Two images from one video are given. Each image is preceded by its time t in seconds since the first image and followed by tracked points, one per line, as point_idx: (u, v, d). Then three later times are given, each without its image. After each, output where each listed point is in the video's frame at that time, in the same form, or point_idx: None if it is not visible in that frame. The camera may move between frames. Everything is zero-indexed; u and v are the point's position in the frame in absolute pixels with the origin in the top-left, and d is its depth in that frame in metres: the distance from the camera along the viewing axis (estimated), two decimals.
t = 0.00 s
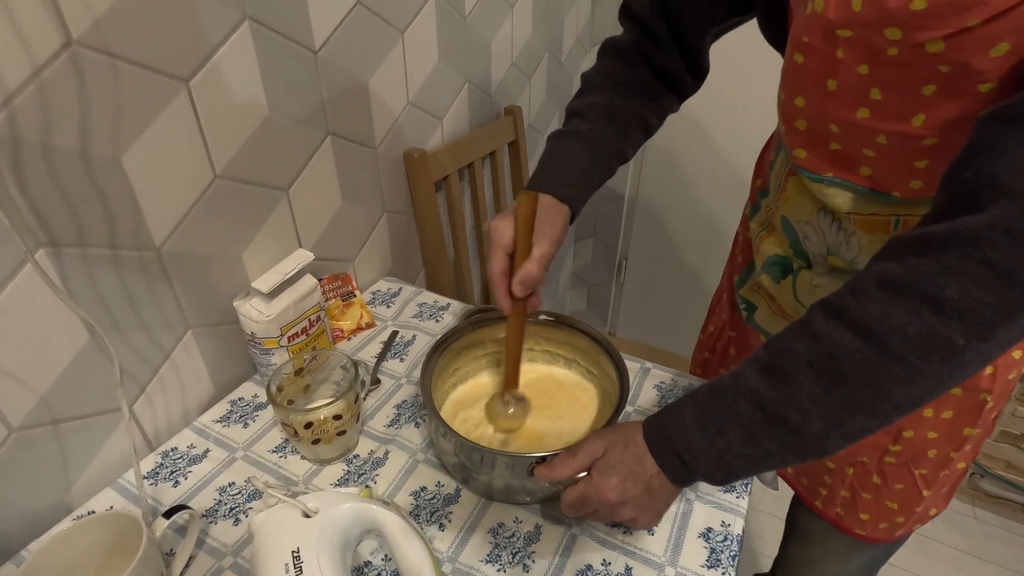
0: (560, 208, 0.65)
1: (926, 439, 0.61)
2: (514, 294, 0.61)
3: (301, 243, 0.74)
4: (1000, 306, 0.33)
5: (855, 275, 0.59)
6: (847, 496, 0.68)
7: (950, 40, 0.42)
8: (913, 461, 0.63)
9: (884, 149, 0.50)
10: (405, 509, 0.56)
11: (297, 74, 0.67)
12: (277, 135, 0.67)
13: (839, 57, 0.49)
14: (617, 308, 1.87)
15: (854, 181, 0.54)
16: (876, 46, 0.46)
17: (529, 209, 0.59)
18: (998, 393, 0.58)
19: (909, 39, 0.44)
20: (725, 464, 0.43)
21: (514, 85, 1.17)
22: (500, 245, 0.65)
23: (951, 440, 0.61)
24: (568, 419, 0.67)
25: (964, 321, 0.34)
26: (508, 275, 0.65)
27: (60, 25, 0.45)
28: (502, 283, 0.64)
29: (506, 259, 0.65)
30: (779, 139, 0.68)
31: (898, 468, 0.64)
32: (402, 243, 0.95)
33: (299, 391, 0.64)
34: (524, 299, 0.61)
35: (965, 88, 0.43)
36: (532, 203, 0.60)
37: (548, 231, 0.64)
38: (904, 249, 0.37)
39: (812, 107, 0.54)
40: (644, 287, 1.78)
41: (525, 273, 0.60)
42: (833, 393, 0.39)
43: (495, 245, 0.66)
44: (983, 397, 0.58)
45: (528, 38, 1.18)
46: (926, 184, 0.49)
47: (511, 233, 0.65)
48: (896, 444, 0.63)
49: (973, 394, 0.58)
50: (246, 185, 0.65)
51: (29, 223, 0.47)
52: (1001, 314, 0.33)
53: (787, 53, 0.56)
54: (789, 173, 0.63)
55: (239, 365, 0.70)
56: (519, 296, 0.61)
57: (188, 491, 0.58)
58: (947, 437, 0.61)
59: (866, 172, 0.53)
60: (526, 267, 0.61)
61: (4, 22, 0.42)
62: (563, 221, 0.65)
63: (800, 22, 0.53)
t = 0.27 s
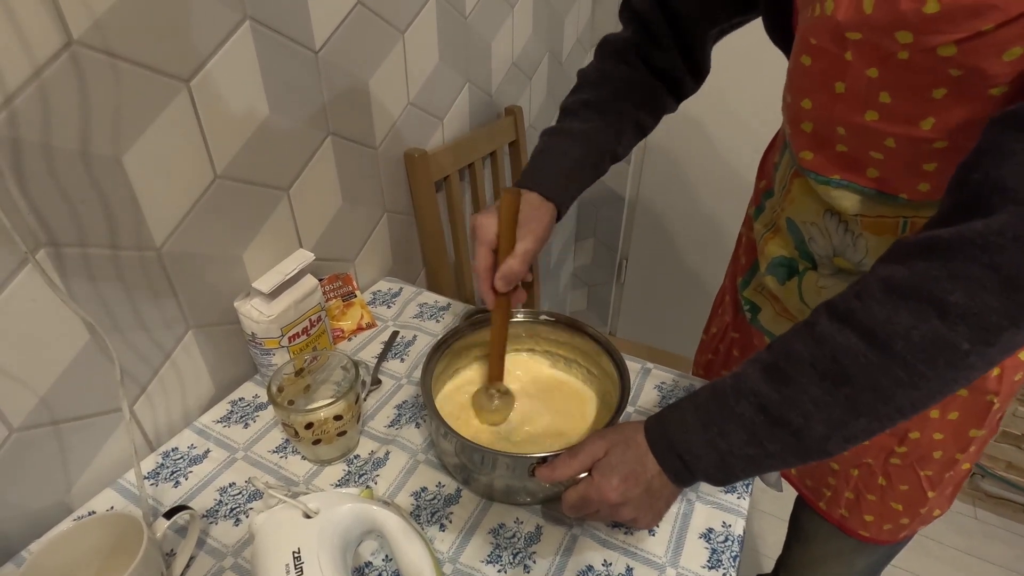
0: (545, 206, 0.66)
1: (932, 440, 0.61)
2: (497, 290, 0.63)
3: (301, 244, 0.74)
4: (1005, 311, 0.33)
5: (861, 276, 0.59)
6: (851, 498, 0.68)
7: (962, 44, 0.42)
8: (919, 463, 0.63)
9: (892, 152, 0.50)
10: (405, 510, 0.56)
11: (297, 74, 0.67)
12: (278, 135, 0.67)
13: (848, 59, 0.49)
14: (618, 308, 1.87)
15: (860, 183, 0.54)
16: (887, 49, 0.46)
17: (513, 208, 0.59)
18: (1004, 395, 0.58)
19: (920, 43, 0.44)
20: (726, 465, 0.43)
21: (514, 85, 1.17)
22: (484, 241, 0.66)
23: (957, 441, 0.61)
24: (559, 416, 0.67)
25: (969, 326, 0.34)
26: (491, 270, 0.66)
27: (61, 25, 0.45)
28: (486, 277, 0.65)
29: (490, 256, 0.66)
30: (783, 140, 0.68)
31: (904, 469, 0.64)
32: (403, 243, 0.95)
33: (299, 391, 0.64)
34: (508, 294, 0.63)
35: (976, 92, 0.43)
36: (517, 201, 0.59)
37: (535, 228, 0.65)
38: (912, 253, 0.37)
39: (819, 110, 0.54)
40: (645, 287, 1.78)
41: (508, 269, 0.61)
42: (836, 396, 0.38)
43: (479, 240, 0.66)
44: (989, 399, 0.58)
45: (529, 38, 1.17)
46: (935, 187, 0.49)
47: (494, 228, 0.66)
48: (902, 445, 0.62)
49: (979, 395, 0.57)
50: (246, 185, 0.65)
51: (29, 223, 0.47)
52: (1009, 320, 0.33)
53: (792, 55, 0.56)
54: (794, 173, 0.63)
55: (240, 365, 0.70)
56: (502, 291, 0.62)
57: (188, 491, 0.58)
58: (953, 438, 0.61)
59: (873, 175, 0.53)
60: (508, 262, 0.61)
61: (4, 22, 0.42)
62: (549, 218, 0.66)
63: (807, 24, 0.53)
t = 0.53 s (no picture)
0: (561, 207, 0.65)
1: (938, 441, 0.61)
2: (511, 291, 0.62)
3: (302, 244, 0.74)
4: (1008, 311, 0.33)
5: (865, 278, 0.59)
6: (856, 499, 0.68)
7: (971, 46, 0.41)
8: (925, 464, 0.62)
9: (900, 154, 0.50)
10: (406, 510, 0.56)
11: (298, 75, 0.67)
12: (279, 136, 0.67)
13: (855, 61, 0.49)
14: (618, 309, 1.87)
15: (866, 185, 0.54)
16: (894, 51, 0.46)
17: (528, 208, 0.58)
18: (1010, 396, 0.58)
19: (928, 45, 0.44)
20: (727, 465, 0.43)
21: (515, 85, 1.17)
22: (499, 243, 0.65)
23: (964, 442, 0.61)
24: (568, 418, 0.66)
25: (973, 326, 0.34)
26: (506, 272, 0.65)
27: (62, 25, 0.45)
28: (500, 279, 0.64)
29: (504, 257, 0.65)
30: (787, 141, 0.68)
31: (910, 471, 0.64)
32: (404, 244, 0.95)
33: (300, 391, 0.64)
34: (521, 295, 0.62)
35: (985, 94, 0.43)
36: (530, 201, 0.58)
37: (548, 229, 0.63)
38: (914, 253, 0.37)
39: (825, 111, 0.54)
40: (645, 287, 1.78)
41: (523, 271, 0.61)
42: (838, 396, 0.38)
43: (495, 242, 0.65)
44: (996, 400, 0.57)
45: (529, 38, 1.17)
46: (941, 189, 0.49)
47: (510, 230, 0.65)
48: (908, 446, 0.62)
49: (985, 396, 0.57)
50: (247, 186, 0.65)
51: (31, 223, 0.47)
52: (1012, 320, 0.33)
53: (797, 57, 0.56)
54: (800, 175, 0.63)
55: (241, 365, 0.70)
56: (515, 293, 0.62)
57: (189, 491, 0.58)
58: (959, 440, 0.61)
59: (879, 177, 0.53)
60: (524, 263, 0.61)
61: (6, 23, 0.42)
62: (563, 221, 0.65)
63: (813, 25, 0.52)
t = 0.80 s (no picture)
0: (566, 208, 0.66)
1: (935, 444, 0.61)
2: (511, 290, 0.63)
3: (303, 244, 0.75)
4: (1006, 312, 0.33)
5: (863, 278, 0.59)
6: (852, 501, 0.68)
7: (968, 43, 0.41)
8: (922, 466, 0.63)
9: (897, 151, 0.50)
10: (406, 510, 0.56)
11: (298, 75, 0.67)
12: (279, 136, 0.67)
13: (854, 58, 0.49)
14: (618, 308, 1.87)
15: (864, 183, 0.54)
16: (892, 47, 0.46)
17: (529, 208, 0.60)
18: (1008, 399, 0.58)
19: (925, 42, 0.43)
20: (726, 466, 0.43)
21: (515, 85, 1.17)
22: (500, 242, 0.65)
23: (961, 445, 0.61)
24: (566, 420, 0.66)
25: (971, 327, 0.34)
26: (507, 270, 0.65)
27: (63, 26, 0.45)
28: (503, 278, 0.64)
29: (507, 255, 0.65)
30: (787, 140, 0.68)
31: (906, 472, 0.64)
32: (404, 244, 0.95)
33: (301, 391, 0.64)
34: (522, 295, 0.63)
35: (982, 92, 0.43)
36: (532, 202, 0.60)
37: (551, 229, 0.64)
38: (913, 254, 0.37)
39: (823, 109, 0.54)
40: (645, 287, 1.78)
41: (524, 270, 0.62)
42: (836, 397, 0.39)
43: (496, 241, 0.65)
44: (993, 403, 0.58)
45: (529, 38, 1.18)
46: (939, 188, 0.49)
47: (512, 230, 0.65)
48: (904, 448, 0.62)
49: (982, 399, 0.57)
50: (248, 186, 0.65)
51: (32, 224, 0.47)
52: (1009, 321, 0.33)
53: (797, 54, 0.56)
54: (799, 173, 0.63)
55: (242, 365, 0.70)
56: (515, 292, 0.62)
57: (189, 491, 0.58)
58: (956, 442, 0.61)
59: (877, 176, 0.53)
60: (524, 263, 0.62)
61: (6, 24, 0.42)
62: (569, 221, 0.66)
63: (813, 22, 0.52)
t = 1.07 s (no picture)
0: (543, 234, 0.66)
1: (924, 443, 0.61)
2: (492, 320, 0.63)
3: (303, 244, 0.75)
4: (1004, 310, 0.33)
5: (858, 274, 0.59)
6: (843, 499, 0.69)
7: (956, 36, 0.42)
8: (911, 466, 0.62)
9: (890, 146, 0.50)
10: (406, 508, 0.56)
11: (299, 75, 0.67)
12: (280, 135, 0.67)
13: (848, 53, 0.49)
14: (619, 308, 1.87)
15: (860, 178, 0.54)
16: (884, 41, 0.46)
17: (514, 236, 0.62)
18: (1000, 401, 0.57)
19: (915, 35, 0.44)
20: (725, 465, 0.44)
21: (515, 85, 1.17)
22: (482, 270, 0.66)
23: (951, 446, 0.60)
24: (565, 421, 0.66)
25: (969, 326, 0.34)
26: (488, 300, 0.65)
27: (65, 26, 0.45)
28: (482, 309, 0.64)
29: (487, 284, 0.65)
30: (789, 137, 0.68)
31: (896, 472, 0.64)
32: (404, 244, 0.96)
33: (301, 390, 0.64)
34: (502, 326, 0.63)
35: (971, 86, 0.43)
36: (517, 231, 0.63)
37: (531, 258, 0.65)
38: (911, 253, 0.37)
39: (820, 103, 0.54)
40: (646, 287, 1.78)
41: (506, 300, 0.62)
42: (834, 397, 0.39)
43: (478, 268, 0.66)
44: (983, 404, 0.57)
45: (530, 38, 1.18)
46: (932, 183, 0.49)
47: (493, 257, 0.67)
48: (893, 447, 0.62)
49: (972, 400, 0.57)
50: (249, 185, 0.65)
51: (33, 223, 0.47)
52: (1006, 319, 0.33)
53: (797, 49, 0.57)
54: (798, 169, 0.63)
55: (242, 365, 0.71)
56: (497, 322, 0.62)
57: (190, 490, 0.58)
58: (945, 443, 0.60)
59: (873, 170, 0.52)
60: (506, 295, 0.62)
61: (8, 23, 0.42)
62: (546, 245, 0.66)
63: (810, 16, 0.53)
